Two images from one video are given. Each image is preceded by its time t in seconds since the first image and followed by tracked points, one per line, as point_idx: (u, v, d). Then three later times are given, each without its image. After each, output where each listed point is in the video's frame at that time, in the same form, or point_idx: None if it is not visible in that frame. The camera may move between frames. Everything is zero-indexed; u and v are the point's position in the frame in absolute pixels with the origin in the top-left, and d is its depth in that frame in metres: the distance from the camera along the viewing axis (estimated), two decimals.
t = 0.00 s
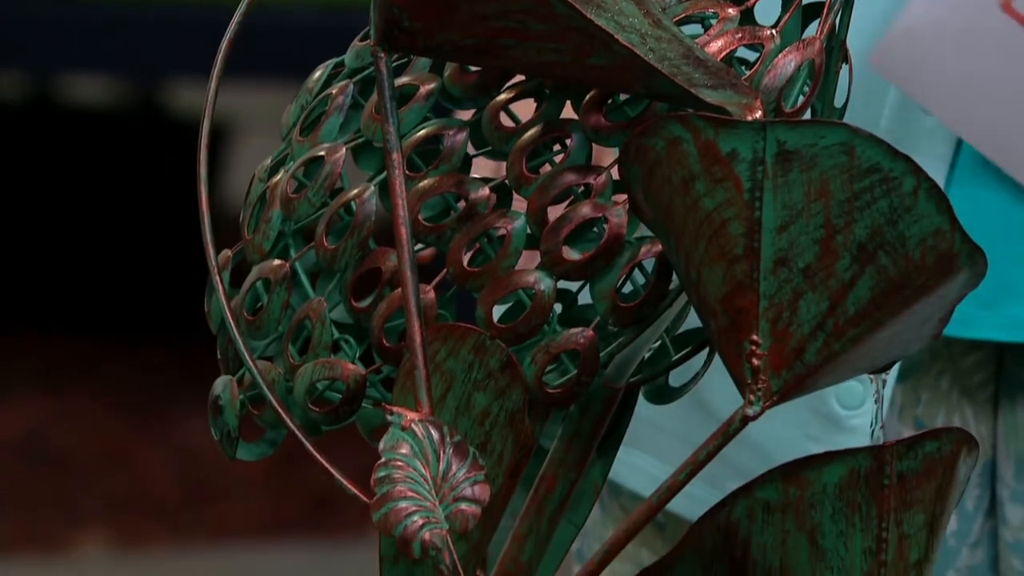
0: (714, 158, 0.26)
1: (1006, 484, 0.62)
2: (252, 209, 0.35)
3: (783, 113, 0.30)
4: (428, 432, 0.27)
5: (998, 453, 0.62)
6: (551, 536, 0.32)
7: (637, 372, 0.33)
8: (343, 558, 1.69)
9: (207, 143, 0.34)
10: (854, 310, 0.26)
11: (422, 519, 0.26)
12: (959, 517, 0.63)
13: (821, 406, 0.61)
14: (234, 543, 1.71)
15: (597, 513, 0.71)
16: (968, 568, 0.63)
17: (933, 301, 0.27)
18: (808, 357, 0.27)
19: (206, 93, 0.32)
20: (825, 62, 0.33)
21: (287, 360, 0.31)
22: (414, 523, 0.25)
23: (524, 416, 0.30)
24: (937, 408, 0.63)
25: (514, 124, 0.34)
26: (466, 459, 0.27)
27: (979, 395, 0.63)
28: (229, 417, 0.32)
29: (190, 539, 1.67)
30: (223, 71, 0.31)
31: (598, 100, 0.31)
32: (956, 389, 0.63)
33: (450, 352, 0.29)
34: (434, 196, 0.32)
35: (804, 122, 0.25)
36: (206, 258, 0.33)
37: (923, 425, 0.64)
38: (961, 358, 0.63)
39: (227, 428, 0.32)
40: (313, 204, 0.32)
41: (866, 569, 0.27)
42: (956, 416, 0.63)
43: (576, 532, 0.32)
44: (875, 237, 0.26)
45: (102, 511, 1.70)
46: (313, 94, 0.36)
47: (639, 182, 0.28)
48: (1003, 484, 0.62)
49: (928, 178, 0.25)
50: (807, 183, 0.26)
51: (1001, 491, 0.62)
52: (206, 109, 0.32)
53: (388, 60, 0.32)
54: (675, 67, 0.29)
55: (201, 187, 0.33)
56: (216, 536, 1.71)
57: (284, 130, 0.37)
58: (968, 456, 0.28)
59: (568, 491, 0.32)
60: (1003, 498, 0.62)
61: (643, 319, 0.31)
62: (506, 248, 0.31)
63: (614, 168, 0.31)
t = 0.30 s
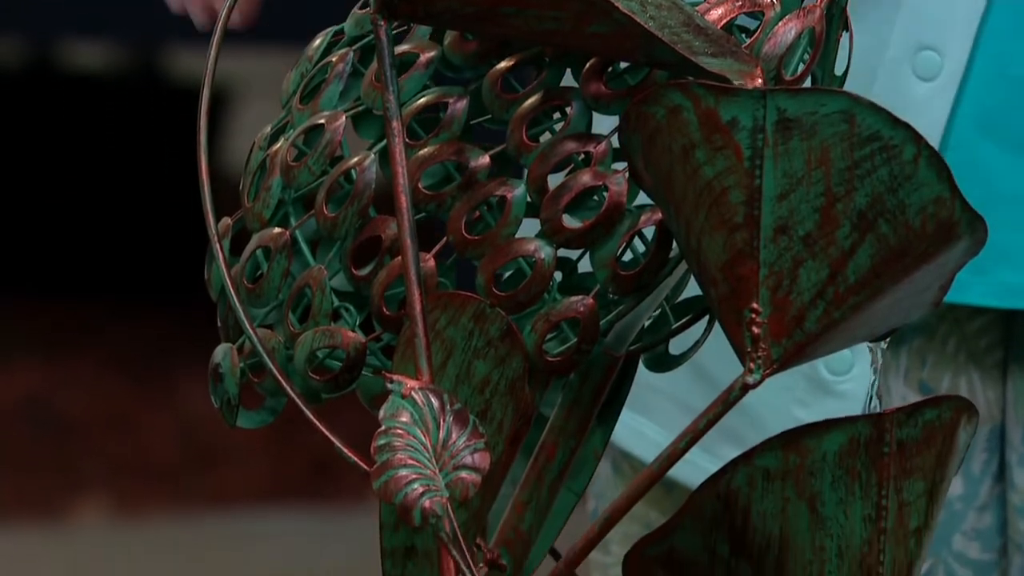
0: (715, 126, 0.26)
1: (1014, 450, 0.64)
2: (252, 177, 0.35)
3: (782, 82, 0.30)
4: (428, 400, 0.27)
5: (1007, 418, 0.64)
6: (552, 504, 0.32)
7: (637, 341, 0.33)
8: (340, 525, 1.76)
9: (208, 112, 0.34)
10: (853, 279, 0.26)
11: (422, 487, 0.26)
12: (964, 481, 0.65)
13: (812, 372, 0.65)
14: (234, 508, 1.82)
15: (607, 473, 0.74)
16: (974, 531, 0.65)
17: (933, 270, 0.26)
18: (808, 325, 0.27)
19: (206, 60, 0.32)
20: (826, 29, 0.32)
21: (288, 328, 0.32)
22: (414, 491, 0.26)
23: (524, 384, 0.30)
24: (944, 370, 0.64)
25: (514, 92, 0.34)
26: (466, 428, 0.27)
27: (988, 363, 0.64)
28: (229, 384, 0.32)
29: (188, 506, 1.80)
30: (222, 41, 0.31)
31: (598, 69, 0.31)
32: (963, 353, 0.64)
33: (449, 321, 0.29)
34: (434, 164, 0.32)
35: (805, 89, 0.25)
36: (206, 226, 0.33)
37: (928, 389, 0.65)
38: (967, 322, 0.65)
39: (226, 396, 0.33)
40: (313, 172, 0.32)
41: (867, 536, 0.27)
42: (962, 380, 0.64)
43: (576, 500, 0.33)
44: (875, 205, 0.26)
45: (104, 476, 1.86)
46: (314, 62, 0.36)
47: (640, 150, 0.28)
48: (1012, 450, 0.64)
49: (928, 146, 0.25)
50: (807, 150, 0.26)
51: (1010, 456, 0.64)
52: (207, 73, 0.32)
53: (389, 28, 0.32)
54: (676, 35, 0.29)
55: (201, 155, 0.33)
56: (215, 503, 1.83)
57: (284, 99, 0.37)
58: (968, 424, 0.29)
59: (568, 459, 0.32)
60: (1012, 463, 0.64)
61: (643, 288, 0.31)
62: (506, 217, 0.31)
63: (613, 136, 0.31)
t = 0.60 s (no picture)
0: (715, 94, 0.26)
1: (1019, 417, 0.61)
2: (252, 146, 0.36)
3: (782, 50, 0.30)
4: (427, 367, 0.27)
5: (1010, 382, 0.62)
6: (552, 472, 0.32)
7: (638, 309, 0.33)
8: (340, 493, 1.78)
9: (207, 79, 0.34)
10: (853, 247, 0.26)
11: (423, 455, 0.26)
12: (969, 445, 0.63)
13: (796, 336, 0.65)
14: (237, 472, 1.82)
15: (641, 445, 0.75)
16: (979, 496, 0.63)
17: (932, 237, 0.26)
18: (808, 293, 0.27)
19: (206, 26, 0.32)
20: None
21: (287, 296, 0.32)
22: (414, 459, 0.26)
23: (524, 351, 0.30)
24: (942, 333, 0.62)
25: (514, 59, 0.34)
26: (467, 396, 0.27)
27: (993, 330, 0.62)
28: (229, 352, 0.33)
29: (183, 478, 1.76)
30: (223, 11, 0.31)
31: (598, 36, 0.31)
32: (963, 315, 0.62)
33: (450, 289, 0.30)
34: (434, 131, 0.32)
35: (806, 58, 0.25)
36: (206, 194, 0.33)
37: (927, 354, 0.62)
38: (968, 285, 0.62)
39: (227, 363, 0.33)
40: (313, 140, 0.32)
41: (867, 504, 0.27)
42: (963, 343, 0.62)
43: (577, 468, 0.33)
44: (875, 172, 0.26)
45: (104, 442, 1.81)
46: (314, 30, 0.36)
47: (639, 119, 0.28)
48: (1017, 416, 0.61)
49: (928, 113, 0.25)
50: (807, 118, 0.25)
51: (1014, 423, 0.61)
52: (206, 40, 0.32)
53: None
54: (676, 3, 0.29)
55: (201, 124, 0.34)
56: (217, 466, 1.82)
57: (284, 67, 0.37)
58: (968, 391, 0.29)
59: (567, 427, 0.32)
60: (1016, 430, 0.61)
61: (643, 255, 0.31)
62: (506, 184, 0.31)
63: (613, 104, 0.31)
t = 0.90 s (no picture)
0: (715, 60, 0.26)
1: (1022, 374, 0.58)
2: (252, 111, 0.36)
3: (783, 15, 0.30)
4: (428, 333, 0.27)
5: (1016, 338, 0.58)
6: (552, 437, 0.32)
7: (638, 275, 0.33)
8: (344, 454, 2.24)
9: (208, 45, 0.34)
10: (853, 213, 0.26)
11: (422, 421, 0.26)
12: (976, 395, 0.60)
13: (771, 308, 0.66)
14: (233, 433, 2.28)
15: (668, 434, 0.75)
16: (989, 450, 0.59)
17: (933, 204, 0.26)
18: (808, 259, 0.26)
19: None
20: None
21: (288, 263, 0.32)
22: (414, 426, 0.26)
23: (524, 318, 0.30)
24: (945, 275, 0.59)
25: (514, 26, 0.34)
26: (466, 361, 0.27)
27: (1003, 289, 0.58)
28: (229, 318, 0.33)
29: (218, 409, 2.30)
30: None
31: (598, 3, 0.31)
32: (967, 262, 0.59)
33: (449, 255, 0.30)
34: (434, 97, 0.32)
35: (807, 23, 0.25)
36: (206, 159, 0.34)
37: (928, 297, 0.60)
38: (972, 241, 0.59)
39: (227, 329, 0.33)
40: (313, 106, 0.32)
41: (866, 469, 0.28)
42: (968, 290, 0.59)
43: (577, 433, 0.33)
44: (875, 138, 0.26)
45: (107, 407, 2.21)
46: None
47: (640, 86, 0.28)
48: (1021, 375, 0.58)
49: (929, 80, 0.25)
50: (808, 84, 0.25)
51: (1018, 379, 0.58)
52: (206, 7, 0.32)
53: None
54: None
55: (201, 90, 0.34)
56: (215, 431, 2.27)
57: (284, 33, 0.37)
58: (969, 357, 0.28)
59: (567, 393, 0.32)
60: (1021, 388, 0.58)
61: (643, 222, 0.31)
62: (506, 150, 0.31)
63: (613, 69, 0.31)
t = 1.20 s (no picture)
0: (715, 27, 0.26)
1: (1008, 346, 0.62)
2: (251, 78, 0.35)
3: None
4: (428, 301, 0.27)
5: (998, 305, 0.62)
6: (552, 404, 0.33)
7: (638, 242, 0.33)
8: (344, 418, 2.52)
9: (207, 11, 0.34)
10: (853, 180, 0.26)
11: (422, 388, 0.26)
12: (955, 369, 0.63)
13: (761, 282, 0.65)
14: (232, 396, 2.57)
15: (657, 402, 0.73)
16: (952, 422, 0.64)
17: (932, 172, 0.27)
18: (808, 227, 0.26)
19: None
20: None
21: (287, 230, 0.32)
22: (414, 393, 0.26)
23: (525, 285, 0.30)
24: (911, 248, 0.62)
25: None
26: (466, 329, 0.27)
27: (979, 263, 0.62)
28: (230, 285, 0.33)
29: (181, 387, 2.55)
30: None
31: None
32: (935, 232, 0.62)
33: (449, 223, 0.30)
34: (434, 64, 0.32)
35: None
36: (206, 127, 0.34)
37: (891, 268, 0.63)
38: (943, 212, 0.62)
39: (227, 296, 0.34)
40: (313, 73, 0.32)
41: (865, 435, 0.28)
42: (933, 259, 0.62)
43: (577, 400, 0.33)
44: (875, 106, 0.26)
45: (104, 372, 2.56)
46: None
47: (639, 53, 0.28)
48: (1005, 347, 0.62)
49: (928, 47, 0.25)
50: (807, 52, 0.25)
51: (1003, 351, 0.62)
52: None
53: None
54: None
55: (201, 56, 0.34)
56: (215, 395, 2.58)
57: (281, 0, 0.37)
58: (968, 323, 0.29)
59: (567, 360, 0.33)
60: (1005, 360, 0.62)
61: (643, 189, 0.31)
62: (506, 118, 0.31)
63: (614, 36, 0.31)
